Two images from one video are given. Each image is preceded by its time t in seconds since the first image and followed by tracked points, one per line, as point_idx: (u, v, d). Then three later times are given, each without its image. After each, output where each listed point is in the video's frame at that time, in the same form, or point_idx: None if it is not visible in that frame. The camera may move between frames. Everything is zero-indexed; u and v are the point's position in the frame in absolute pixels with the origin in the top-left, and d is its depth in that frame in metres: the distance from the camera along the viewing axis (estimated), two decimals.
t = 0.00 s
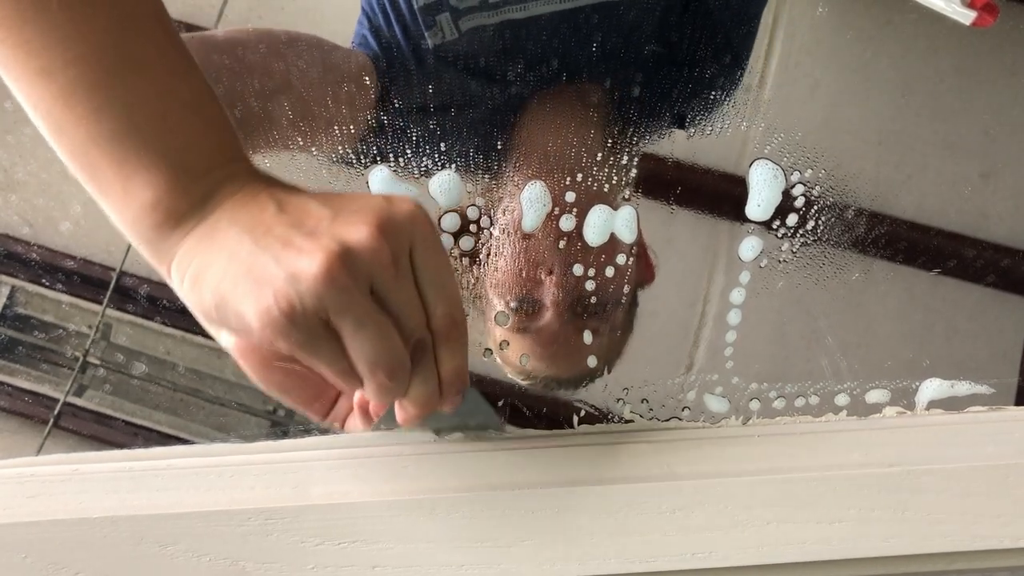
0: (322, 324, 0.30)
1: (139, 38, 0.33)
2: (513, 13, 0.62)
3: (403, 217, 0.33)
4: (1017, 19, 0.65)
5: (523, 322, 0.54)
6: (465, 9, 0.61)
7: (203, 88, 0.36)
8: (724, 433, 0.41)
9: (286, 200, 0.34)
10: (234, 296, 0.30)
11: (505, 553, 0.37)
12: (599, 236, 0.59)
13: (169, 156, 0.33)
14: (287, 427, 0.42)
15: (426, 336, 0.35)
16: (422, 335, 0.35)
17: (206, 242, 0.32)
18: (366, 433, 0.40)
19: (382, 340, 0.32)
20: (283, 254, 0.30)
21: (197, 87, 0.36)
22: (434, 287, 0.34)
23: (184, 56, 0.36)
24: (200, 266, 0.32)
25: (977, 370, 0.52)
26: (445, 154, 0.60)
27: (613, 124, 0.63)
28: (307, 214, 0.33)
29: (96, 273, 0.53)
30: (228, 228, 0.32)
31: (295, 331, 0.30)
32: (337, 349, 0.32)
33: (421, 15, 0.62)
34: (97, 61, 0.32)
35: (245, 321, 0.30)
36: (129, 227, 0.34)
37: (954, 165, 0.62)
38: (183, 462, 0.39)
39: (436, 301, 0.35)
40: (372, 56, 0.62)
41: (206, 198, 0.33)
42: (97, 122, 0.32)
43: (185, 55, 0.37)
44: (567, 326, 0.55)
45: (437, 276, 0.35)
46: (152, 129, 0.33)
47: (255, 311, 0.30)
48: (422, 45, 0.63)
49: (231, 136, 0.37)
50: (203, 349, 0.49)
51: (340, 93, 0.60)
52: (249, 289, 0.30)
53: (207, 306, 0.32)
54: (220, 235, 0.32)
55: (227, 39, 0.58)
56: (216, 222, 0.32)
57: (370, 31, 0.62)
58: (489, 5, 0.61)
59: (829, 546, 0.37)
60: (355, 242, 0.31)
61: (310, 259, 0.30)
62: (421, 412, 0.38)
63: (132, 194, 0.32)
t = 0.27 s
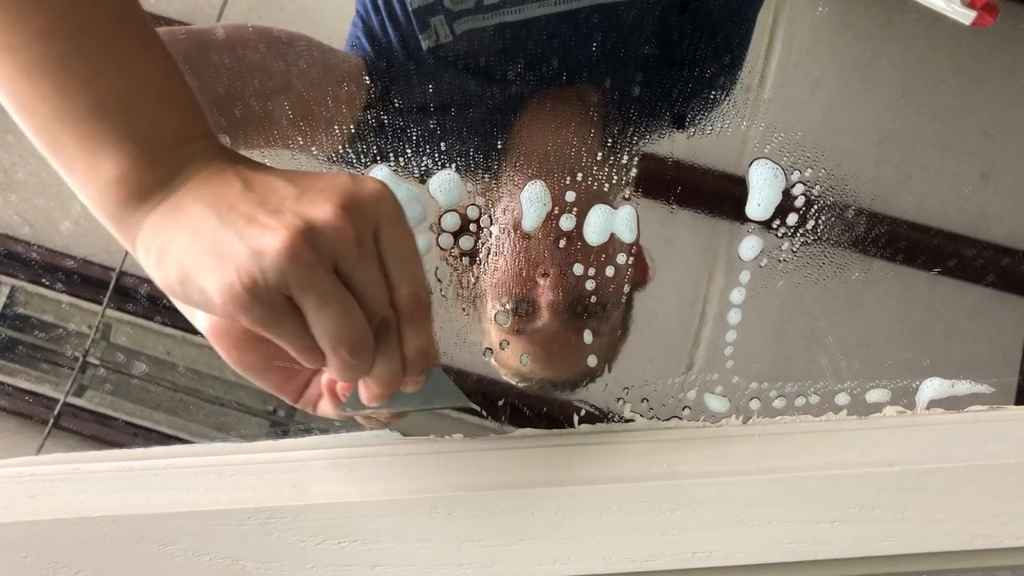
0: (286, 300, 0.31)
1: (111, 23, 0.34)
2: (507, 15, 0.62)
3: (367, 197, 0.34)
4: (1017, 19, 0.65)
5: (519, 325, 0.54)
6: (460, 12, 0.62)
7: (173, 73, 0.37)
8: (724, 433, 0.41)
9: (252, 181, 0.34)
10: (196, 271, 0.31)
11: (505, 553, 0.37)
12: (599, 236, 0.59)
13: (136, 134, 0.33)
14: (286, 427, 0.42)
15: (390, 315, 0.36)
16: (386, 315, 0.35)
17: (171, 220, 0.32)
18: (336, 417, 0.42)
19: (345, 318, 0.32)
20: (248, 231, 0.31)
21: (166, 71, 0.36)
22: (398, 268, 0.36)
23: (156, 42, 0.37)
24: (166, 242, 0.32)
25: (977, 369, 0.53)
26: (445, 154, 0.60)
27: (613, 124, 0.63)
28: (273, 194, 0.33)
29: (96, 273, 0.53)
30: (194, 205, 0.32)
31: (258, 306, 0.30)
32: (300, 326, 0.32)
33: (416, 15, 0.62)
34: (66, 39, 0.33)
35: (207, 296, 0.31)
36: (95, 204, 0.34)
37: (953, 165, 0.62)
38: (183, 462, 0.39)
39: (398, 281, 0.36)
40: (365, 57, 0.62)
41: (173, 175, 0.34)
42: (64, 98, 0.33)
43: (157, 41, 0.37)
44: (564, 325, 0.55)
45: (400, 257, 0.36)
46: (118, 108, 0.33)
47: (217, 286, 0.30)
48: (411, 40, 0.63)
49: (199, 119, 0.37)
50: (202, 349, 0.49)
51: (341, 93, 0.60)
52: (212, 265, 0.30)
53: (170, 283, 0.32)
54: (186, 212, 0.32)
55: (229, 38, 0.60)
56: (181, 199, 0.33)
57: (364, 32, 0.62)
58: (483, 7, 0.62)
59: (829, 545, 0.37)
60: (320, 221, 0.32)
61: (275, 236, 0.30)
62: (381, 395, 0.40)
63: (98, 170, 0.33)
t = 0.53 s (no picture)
0: (265, 325, 0.30)
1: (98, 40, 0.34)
2: (498, 18, 0.62)
3: (350, 220, 0.33)
4: (1017, 19, 0.65)
5: (510, 327, 0.55)
6: (449, 14, 0.61)
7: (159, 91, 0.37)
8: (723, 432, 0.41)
9: (235, 200, 0.33)
10: (175, 297, 0.30)
11: (505, 552, 0.37)
12: (599, 236, 0.59)
13: (118, 152, 0.33)
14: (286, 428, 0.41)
15: (373, 339, 0.35)
16: (369, 339, 0.35)
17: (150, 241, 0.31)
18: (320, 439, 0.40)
19: (326, 344, 0.31)
20: (227, 254, 0.30)
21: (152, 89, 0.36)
22: (382, 292, 0.35)
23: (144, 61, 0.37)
24: (145, 264, 0.31)
25: (977, 369, 0.53)
26: (445, 154, 0.60)
27: (613, 123, 0.63)
28: (254, 214, 0.32)
29: (96, 272, 0.51)
30: (173, 227, 0.31)
31: (235, 333, 0.29)
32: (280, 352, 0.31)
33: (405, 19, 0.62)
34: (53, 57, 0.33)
35: (185, 320, 0.30)
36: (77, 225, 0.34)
37: (953, 165, 0.62)
38: (183, 461, 0.39)
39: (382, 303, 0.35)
40: (354, 58, 0.62)
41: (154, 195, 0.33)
42: (45, 116, 0.33)
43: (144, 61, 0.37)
44: (556, 330, 0.55)
45: (384, 281, 0.35)
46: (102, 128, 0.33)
47: (194, 310, 0.29)
48: (400, 41, 0.62)
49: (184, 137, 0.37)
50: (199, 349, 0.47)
51: (341, 92, 0.60)
52: (190, 289, 0.29)
53: (149, 306, 0.31)
54: (165, 234, 0.31)
55: (230, 38, 0.61)
56: (162, 220, 0.32)
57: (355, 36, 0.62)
58: (473, 9, 0.61)
59: (829, 545, 0.37)
60: (301, 245, 0.31)
61: (254, 260, 0.29)
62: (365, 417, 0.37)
63: (79, 189, 0.32)
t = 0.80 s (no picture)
0: (217, 339, 0.31)
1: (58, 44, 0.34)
2: (490, 21, 0.63)
3: (304, 234, 0.34)
4: (1017, 19, 0.65)
5: (506, 329, 0.55)
6: (441, 16, 0.63)
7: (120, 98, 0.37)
8: (723, 433, 0.41)
9: (191, 211, 0.34)
10: (130, 309, 0.31)
11: (505, 553, 0.37)
12: (599, 237, 0.59)
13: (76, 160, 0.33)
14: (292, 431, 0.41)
15: (328, 353, 0.36)
16: (324, 353, 0.36)
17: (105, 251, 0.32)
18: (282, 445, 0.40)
19: (279, 356, 0.33)
20: (179, 269, 0.31)
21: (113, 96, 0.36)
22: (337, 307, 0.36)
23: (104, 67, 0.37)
24: (100, 275, 0.32)
25: (977, 370, 0.53)
26: (445, 155, 0.60)
27: (613, 123, 0.62)
28: (208, 228, 0.33)
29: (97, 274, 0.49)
30: (127, 239, 0.32)
31: (189, 345, 0.30)
32: (232, 363, 0.32)
33: (398, 21, 0.62)
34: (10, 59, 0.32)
35: (140, 330, 0.31)
36: (33, 231, 0.34)
37: (954, 166, 0.62)
38: (184, 463, 0.39)
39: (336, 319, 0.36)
40: (344, 60, 0.61)
41: (114, 205, 0.33)
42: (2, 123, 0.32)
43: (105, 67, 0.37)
44: (544, 335, 0.56)
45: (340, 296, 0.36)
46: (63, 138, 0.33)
47: (149, 324, 0.30)
48: (392, 43, 0.62)
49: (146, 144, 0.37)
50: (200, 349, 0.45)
51: (341, 93, 0.60)
52: (144, 301, 0.30)
53: (105, 316, 0.32)
54: (119, 245, 0.32)
55: (230, 39, 0.61)
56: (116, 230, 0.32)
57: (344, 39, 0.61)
58: (465, 13, 0.63)
59: (830, 547, 0.37)
60: (255, 258, 0.32)
61: (205, 274, 0.30)
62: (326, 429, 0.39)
63: (35, 199, 0.32)
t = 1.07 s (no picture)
0: (178, 315, 0.30)
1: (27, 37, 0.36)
2: (483, 24, 0.63)
3: (269, 211, 0.33)
4: (1017, 19, 0.65)
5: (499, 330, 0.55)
6: (434, 20, 0.62)
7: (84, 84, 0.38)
8: (723, 433, 0.41)
9: (158, 190, 0.34)
10: (93, 284, 0.30)
11: (505, 552, 0.37)
12: (599, 236, 0.59)
13: (41, 145, 0.34)
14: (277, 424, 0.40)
15: (293, 329, 0.36)
16: (288, 329, 0.36)
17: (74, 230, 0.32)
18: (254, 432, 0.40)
19: (242, 332, 0.32)
20: (141, 244, 0.30)
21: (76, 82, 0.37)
22: (301, 283, 0.35)
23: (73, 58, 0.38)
24: (68, 251, 0.32)
25: (977, 369, 0.53)
26: (445, 154, 0.60)
27: (613, 122, 0.62)
28: (173, 205, 0.33)
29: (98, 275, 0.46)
30: (93, 215, 0.32)
31: (151, 321, 0.30)
32: (194, 338, 0.32)
33: (391, 23, 0.62)
34: None
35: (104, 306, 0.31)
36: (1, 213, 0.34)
37: (953, 165, 0.62)
38: (183, 462, 0.39)
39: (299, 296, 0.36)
40: (336, 63, 0.61)
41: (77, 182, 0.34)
42: None
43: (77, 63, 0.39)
44: (538, 338, 0.55)
45: (303, 273, 0.35)
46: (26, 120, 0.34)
47: (110, 300, 0.30)
48: (385, 46, 0.62)
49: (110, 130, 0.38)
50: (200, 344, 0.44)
51: (341, 92, 0.60)
52: (107, 277, 0.30)
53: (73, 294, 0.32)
54: (87, 223, 0.32)
55: (230, 38, 0.61)
56: (83, 209, 0.33)
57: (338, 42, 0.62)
58: (457, 16, 0.62)
59: (829, 545, 0.37)
60: (218, 232, 0.31)
61: (167, 249, 0.30)
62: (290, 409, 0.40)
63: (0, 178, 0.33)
